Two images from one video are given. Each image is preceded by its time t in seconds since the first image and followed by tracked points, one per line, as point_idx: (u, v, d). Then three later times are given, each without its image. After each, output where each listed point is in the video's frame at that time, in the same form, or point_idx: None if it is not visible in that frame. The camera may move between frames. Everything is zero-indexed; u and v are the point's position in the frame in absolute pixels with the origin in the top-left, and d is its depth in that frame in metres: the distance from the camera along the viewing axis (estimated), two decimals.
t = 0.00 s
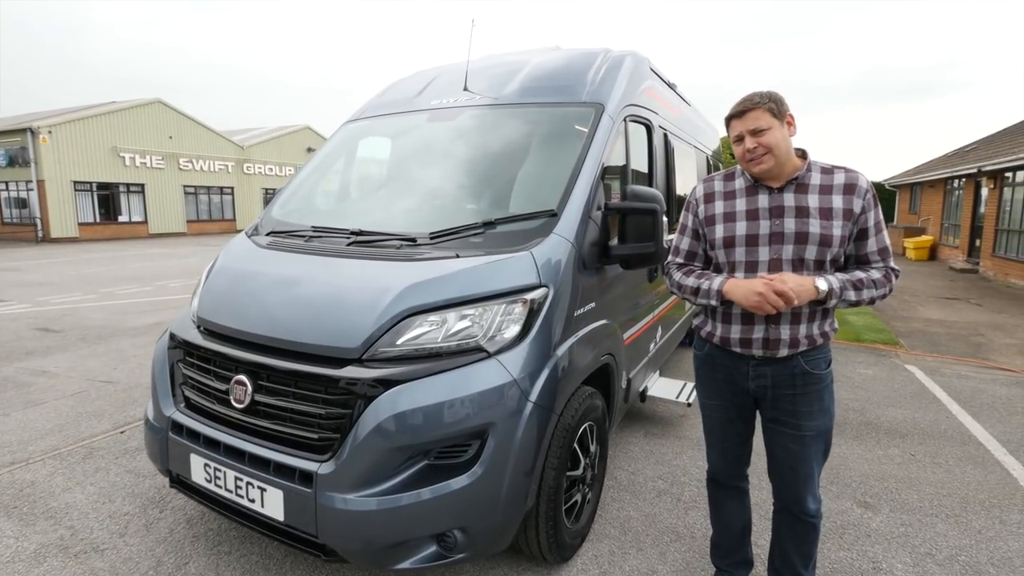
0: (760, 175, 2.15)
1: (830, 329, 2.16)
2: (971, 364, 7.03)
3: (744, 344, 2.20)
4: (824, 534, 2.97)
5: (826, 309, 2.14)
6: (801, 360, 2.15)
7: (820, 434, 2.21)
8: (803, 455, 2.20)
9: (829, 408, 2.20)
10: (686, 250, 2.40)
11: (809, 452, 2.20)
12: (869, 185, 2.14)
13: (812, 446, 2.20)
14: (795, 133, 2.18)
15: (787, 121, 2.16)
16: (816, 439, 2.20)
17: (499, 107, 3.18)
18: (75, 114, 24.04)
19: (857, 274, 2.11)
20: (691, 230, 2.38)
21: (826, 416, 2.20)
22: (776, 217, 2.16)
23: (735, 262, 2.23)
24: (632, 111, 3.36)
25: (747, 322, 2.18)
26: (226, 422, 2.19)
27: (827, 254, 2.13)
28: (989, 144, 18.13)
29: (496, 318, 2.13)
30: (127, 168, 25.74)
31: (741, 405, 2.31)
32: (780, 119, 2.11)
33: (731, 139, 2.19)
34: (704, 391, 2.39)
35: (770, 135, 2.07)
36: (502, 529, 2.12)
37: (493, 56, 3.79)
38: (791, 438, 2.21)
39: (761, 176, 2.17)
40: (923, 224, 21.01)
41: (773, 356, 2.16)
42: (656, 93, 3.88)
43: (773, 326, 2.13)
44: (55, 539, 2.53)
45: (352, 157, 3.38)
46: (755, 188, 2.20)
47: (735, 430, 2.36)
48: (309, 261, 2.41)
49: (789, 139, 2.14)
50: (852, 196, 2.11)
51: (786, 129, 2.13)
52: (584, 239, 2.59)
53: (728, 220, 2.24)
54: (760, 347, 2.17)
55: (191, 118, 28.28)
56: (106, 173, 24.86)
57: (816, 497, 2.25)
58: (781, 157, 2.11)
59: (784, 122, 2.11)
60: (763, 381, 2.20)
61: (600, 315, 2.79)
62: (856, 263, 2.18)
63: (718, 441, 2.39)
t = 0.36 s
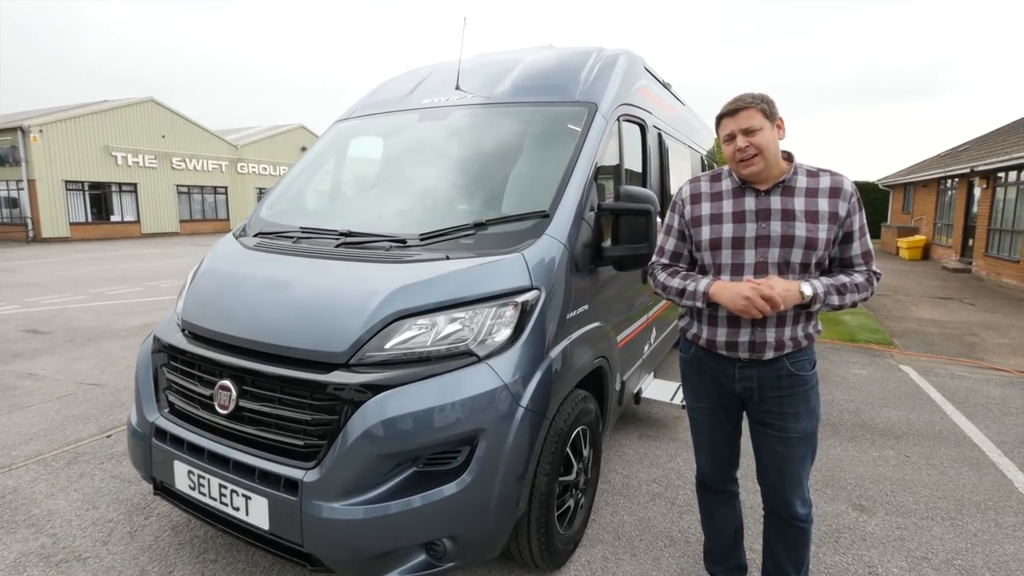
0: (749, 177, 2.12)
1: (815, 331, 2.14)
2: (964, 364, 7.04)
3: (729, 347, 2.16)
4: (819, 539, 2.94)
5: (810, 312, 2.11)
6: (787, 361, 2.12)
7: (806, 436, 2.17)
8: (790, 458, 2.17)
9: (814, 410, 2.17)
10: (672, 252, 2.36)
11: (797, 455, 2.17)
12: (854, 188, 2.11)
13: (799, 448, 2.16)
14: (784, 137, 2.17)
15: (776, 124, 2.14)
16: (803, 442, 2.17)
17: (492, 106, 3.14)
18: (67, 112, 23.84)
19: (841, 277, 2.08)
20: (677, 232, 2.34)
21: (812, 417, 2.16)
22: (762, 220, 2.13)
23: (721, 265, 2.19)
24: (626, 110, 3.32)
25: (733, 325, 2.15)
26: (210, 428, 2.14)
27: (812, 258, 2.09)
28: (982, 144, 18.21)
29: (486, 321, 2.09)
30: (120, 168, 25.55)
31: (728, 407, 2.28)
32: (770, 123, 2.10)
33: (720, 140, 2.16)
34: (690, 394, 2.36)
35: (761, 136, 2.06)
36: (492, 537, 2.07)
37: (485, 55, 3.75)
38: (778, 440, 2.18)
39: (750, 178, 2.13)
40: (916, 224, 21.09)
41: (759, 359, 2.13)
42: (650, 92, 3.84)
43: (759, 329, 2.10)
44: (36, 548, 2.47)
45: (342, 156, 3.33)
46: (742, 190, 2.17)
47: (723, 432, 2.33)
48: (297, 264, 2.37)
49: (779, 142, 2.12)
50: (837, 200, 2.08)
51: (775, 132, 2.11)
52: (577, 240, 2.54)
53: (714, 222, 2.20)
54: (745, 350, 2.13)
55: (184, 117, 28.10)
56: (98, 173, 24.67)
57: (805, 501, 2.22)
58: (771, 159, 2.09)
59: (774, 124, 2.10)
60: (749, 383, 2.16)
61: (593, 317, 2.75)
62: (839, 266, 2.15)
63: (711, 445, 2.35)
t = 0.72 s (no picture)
0: (752, 169, 2.05)
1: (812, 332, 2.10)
2: (959, 364, 7.04)
3: (724, 346, 2.12)
4: (816, 543, 2.90)
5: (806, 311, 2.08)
6: (782, 363, 2.08)
7: (802, 440, 2.14)
8: (787, 462, 2.13)
9: (811, 413, 2.13)
10: (663, 251, 2.33)
11: (792, 460, 2.13)
12: (845, 186, 2.08)
13: (794, 452, 2.13)
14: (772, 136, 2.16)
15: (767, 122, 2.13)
16: (798, 446, 2.13)
17: (484, 104, 3.09)
18: (58, 112, 23.66)
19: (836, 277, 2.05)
20: (667, 231, 2.30)
21: (809, 421, 2.13)
22: (754, 216, 2.09)
23: (713, 262, 2.15)
24: (620, 108, 3.29)
25: (727, 323, 2.11)
26: (193, 433, 2.08)
27: (805, 253, 2.05)
28: (975, 144, 18.27)
29: (476, 322, 2.04)
30: (112, 168, 25.38)
31: (723, 410, 2.24)
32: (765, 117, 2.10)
33: (719, 133, 2.09)
34: (683, 397, 2.32)
35: (763, 126, 2.03)
36: (484, 544, 2.03)
37: (477, 53, 3.70)
38: (774, 445, 2.14)
39: (748, 172, 2.07)
40: (909, 224, 21.16)
41: (754, 358, 2.09)
42: (645, 91, 3.81)
43: (754, 326, 2.06)
44: (15, 556, 2.41)
45: (332, 155, 3.28)
46: (733, 188, 2.13)
47: (717, 436, 2.28)
48: (284, 265, 2.32)
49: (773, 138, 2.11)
50: (829, 196, 2.04)
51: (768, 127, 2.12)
52: (570, 240, 2.50)
53: (705, 219, 2.16)
54: (740, 349, 2.09)
55: (177, 117, 27.93)
56: (90, 173, 24.49)
57: (802, 506, 2.18)
58: (770, 152, 2.06)
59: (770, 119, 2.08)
60: (744, 386, 2.12)
61: (587, 319, 2.71)
62: (830, 263, 2.13)
63: (706, 448, 2.31)
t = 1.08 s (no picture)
0: (753, 166, 2.04)
1: (809, 334, 2.07)
2: (951, 364, 7.05)
3: (717, 342, 2.09)
4: (809, 546, 2.88)
5: (803, 309, 2.06)
6: (776, 368, 2.06)
7: (794, 448, 2.11)
8: (778, 470, 2.11)
9: (804, 421, 2.11)
10: (656, 251, 2.31)
11: (784, 467, 2.11)
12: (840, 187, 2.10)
13: (786, 460, 2.11)
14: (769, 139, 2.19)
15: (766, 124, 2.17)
16: (790, 453, 2.11)
17: (475, 104, 3.06)
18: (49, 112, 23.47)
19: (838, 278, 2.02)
20: (662, 229, 2.29)
21: (801, 429, 2.11)
22: (749, 211, 2.08)
23: (707, 256, 2.13)
24: (612, 108, 3.27)
25: (720, 318, 2.09)
26: (177, 438, 2.05)
27: (802, 248, 2.04)
28: (967, 145, 18.36)
29: (466, 324, 2.01)
30: (104, 168, 25.21)
31: (715, 417, 2.22)
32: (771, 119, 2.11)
33: (725, 126, 2.07)
34: (674, 403, 2.30)
35: (770, 126, 2.04)
36: (472, 550, 1.99)
37: (469, 52, 3.68)
38: (766, 451, 2.12)
39: (749, 169, 2.07)
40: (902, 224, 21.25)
41: (748, 356, 2.06)
42: (637, 91, 3.79)
43: (748, 320, 2.05)
44: None
45: (322, 155, 3.24)
46: (729, 184, 2.13)
47: (708, 443, 2.26)
48: (271, 267, 2.28)
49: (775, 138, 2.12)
50: (824, 195, 2.06)
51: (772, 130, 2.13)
52: (561, 241, 2.47)
53: (701, 215, 2.15)
54: (733, 344, 2.07)
55: (169, 117, 27.77)
56: (81, 173, 24.32)
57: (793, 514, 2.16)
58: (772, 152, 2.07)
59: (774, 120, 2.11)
60: (736, 390, 2.11)
61: (578, 321, 2.68)
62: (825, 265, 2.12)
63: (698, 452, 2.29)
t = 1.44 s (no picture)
0: (753, 167, 2.03)
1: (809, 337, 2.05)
2: (943, 364, 7.07)
3: (712, 343, 2.09)
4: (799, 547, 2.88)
5: (804, 313, 2.03)
6: (774, 371, 2.04)
7: (791, 450, 2.09)
8: (773, 473, 2.10)
9: (803, 424, 2.08)
10: (658, 251, 2.32)
11: (779, 469, 2.09)
12: (846, 188, 2.05)
13: (782, 462, 2.09)
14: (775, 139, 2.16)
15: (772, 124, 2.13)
16: (787, 456, 2.09)
17: (464, 104, 3.04)
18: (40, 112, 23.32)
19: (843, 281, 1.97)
20: (663, 230, 2.31)
21: (799, 433, 2.07)
22: (748, 211, 2.07)
23: (704, 257, 2.14)
24: (603, 108, 3.25)
25: (715, 318, 2.09)
26: (160, 443, 2.02)
27: (801, 249, 2.00)
28: (959, 145, 18.44)
29: (451, 327, 1.99)
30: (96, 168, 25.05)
31: (711, 420, 2.21)
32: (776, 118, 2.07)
33: (725, 126, 2.06)
34: (671, 404, 2.29)
35: (771, 126, 2.01)
36: (458, 555, 1.98)
37: (459, 52, 3.65)
38: (761, 454, 2.10)
39: (748, 171, 2.06)
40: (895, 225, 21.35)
41: (743, 358, 2.05)
42: (629, 91, 3.77)
43: (743, 321, 2.04)
44: None
45: (311, 155, 3.22)
46: (729, 184, 2.13)
47: (706, 446, 2.25)
48: (255, 268, 2.25)
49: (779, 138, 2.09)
50: (828, 196, 2.02)
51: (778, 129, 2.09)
52: (550, 242, 2.45)
53: (699, 215, 2.16)
54: (727, 346, 2.06)
55: (162, 117, 27.64)
56: (73, 173, 24.17)
57: (788, 516, 2.14)
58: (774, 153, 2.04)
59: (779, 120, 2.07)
60: (733, 393, 2.09)
61: (567, 322, 2.67)
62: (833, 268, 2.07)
63: (690, 454, 2.28)
